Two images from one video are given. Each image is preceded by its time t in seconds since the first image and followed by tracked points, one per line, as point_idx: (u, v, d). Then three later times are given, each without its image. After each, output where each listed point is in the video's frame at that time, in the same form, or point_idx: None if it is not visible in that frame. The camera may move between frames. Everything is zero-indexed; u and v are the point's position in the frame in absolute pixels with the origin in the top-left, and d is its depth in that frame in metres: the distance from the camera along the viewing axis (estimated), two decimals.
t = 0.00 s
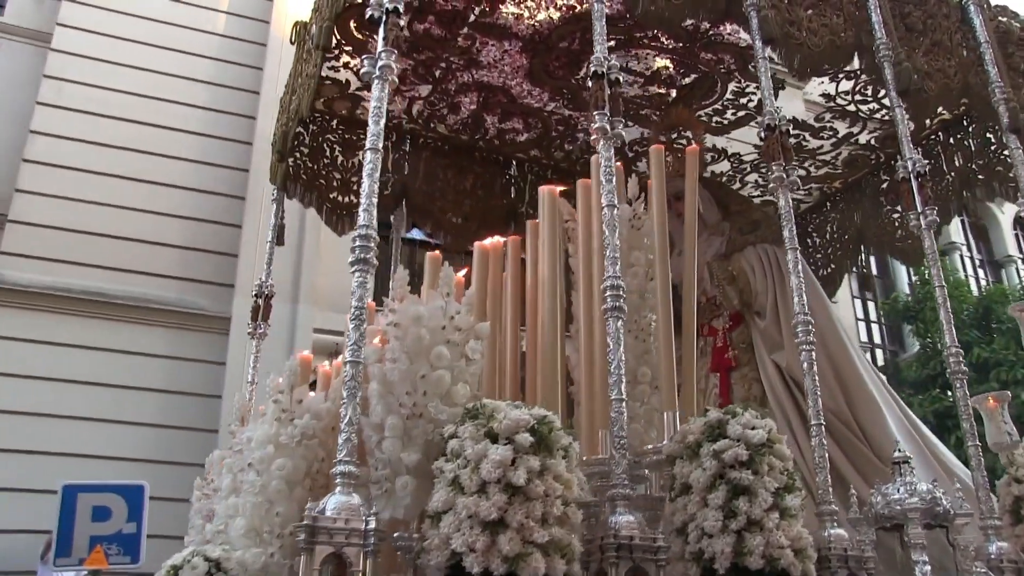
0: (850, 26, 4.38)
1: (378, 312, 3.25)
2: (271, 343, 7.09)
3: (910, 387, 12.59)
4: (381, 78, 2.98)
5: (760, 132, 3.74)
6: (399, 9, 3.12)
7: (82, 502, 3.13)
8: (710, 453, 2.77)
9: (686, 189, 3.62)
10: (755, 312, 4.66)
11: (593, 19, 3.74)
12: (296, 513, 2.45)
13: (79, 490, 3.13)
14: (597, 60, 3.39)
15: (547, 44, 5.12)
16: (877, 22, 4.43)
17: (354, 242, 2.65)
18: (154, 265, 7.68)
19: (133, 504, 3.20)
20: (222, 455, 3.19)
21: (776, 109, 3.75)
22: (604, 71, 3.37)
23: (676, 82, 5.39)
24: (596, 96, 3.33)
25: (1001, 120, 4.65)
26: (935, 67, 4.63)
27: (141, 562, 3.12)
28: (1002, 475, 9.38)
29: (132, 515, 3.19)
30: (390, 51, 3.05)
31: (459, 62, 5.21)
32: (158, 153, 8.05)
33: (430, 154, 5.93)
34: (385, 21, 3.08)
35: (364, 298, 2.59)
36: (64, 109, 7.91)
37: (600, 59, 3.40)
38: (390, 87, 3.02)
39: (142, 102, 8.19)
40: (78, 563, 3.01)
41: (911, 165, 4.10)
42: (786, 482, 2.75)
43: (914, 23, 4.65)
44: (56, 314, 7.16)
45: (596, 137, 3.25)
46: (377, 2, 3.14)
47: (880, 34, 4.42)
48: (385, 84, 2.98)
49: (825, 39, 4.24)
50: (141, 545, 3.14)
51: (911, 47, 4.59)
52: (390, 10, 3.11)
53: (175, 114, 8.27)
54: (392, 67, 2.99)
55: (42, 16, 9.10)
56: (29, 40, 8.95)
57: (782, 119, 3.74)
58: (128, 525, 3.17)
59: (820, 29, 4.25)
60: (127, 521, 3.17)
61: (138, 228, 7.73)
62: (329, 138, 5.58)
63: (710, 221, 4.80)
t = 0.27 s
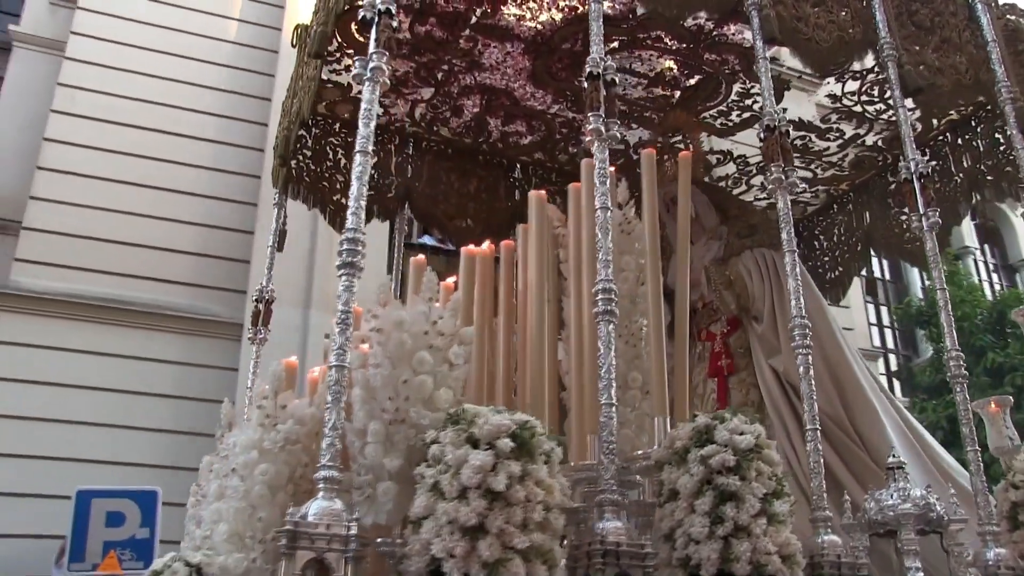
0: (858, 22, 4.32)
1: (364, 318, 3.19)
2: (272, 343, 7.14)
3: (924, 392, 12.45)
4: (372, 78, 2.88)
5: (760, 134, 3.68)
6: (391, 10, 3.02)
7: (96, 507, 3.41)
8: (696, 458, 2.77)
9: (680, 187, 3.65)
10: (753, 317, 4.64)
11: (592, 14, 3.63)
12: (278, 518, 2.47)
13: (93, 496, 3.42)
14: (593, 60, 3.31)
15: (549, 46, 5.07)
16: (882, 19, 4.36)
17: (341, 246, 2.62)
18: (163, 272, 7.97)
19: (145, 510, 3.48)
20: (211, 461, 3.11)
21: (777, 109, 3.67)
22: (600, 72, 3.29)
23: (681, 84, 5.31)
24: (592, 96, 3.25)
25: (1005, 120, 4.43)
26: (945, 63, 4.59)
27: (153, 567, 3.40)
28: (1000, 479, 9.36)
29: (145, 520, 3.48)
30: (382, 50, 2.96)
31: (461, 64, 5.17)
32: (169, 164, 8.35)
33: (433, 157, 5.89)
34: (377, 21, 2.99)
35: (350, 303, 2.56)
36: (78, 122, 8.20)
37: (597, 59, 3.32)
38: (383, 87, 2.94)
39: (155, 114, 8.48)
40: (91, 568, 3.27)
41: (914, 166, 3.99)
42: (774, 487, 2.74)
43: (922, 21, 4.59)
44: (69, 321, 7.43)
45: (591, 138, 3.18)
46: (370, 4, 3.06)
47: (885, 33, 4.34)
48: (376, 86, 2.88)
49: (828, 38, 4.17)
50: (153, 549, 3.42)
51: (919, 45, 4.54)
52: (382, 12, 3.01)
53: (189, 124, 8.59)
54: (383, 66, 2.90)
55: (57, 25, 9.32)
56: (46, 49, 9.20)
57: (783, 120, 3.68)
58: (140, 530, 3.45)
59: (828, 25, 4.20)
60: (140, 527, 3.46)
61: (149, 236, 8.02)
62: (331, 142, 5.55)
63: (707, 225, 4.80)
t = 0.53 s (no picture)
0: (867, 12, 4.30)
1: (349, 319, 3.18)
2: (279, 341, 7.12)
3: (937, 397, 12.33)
4: (360, 78, 2.87)
5: (757, 132, 3.62)
6: (381, 9, 2.98)
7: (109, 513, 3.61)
8: (683, 460, 2.76)
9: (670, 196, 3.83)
10: (750, 319, 4.73)
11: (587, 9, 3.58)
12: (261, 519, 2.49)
13: (107, 502, 3.61)
14: (585, 59, 3.28)
15: (549, 45, 5.03)
16: (883, 15, 4.24)
17: (327, 247, 2.63)
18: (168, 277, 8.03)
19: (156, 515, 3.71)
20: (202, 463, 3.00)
21: (774, 107, 3.62)
22: (593, 70, 3.26)
23: (682, 83, 5.28)
24: (584, 95, 3.22)
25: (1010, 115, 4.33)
26: (954, 55, 4.50)
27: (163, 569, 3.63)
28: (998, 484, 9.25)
29: (156, 526, 3.70)
30: (370, 49, 2.94)
31: (461, 63, 5.16)
32: (179, 173, 8.46)
33: (435, 158, 5.89)
34: (367, 20, 2.95)
35: (335, 304, 2.57)
36: (91, 130, 8.32)
37: (589, 58, 3.29)
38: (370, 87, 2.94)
39: (167, 122, 8.61)
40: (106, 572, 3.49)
41: (913, 165, 3.95)
42: (762, 489, 2.73)
43: (928, 13, 4.54)
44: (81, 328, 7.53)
45: (582, 137, 3.16)
46: (360, 2, 3.02)
47: (885, 29, 4.23)
48: (364, 85, 2.87)
49: (828, 35, 4.13)
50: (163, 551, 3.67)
51: (927, 36, 4.48)
52: (371, 10, 2.97)
53: (202, 131, 8.71)
54: (371, 65, 2.89)
55: (70, 33, 9.43)
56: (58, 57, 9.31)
57: (779, 118, 3.62)
58: (152, 535, 3.67)
59: (835, 14, 4.19)
60: (152, 532, 3.67)
61: (159, 243, 8.10)
62: (333, 142, 5.57)
63: (704, 228, 4.77)
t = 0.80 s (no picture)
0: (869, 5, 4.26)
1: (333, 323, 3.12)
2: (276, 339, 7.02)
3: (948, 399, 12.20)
4: (346, 80, 2.87)
5: (750, 132, 3.59)
6: (367, 10, 2.98)
7: (121, 520, 3.69)
8: (672, 463, 2.74)
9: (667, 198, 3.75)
10: (747, 321, 4.67)
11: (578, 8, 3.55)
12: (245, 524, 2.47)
13: (118, 509, 3.71)
14: (575, 59, 3.27)
15: (546, 46, 5.02)
16: (881, 14, 4.18)
17: (311, 250, 2.62)
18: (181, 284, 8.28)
19: (166, 519, 3.80)
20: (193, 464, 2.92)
21: (768, 108, 3.59)
22: (582, 70, 3.25)
23: (681, 83, 5.24)
24: (573, 96, 3.21)
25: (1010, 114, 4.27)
26: (959, 48, 4.44)
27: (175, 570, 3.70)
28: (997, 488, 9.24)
29: (167, 532, 3.78)
30: (356, 51, 2.94)
31: (458, 66, 5.16)
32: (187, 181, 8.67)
33: (434, 161, 5.88)
34: (353, 22, 2.95)
35: (318, 307, 2.56)
36: (100, 138, 8.50)
37: (579, 58, 3.27)
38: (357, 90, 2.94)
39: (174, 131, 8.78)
40: None
41: (910, 163, 3.91)
42: (752, 493, 2.70)
43: (930, 8, 4.47)
44: (92, 335, 7.75)
45: (571, 138, 3.14)
46: (345, 3, 3.03)
47: (883, 27, 4.18)
48: (349, 87, 2.87)
49: (826, 33, 4.08)
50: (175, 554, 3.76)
51: (932, 30, 4.43)
52: (357, 11, 2.98)
53: (211, 138, 8.90)
54: (357, 68, 2.89)
55: (79, 41, 9.52)
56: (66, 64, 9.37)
57: (772, 117, 3.60)
58: (164, 542, 3.74)
59: (839, 5, 4.14)
60: (164, 539, 3.75)
61: (169, 250, 8.33)
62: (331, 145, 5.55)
63: (701, 230, 4.82)
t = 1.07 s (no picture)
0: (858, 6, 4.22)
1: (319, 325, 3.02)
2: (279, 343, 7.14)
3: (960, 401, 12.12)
4: (331, 81, 2.87)
5: (742, 130, 3.56)
6: (351, 10, 2.97)
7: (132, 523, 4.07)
8: (661, 465, 2.69)
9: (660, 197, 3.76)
10: (746, 321, 4.57)
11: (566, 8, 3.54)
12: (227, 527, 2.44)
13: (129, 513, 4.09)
14: (563, 59, 3.25)
15: (540, 48, 4.99)
16: (876, 12, 4.17)
17: (295, 251, 2.60)
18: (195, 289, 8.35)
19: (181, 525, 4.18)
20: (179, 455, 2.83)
21: (760, 106, 3.55)
22: (570, 70, 3.23)
23: (677, 84, 5.22)
24: (562, 96, 3.19)
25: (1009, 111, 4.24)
26: (952, 47, 4.41)
27: None
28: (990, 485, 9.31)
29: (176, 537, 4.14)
30: (340, 52, 2.93)
31: (453, 68, 5.14)
32: (195, 188, 8.72)
33: (432, 164, 5.86)
34: (336, 23, 2.95)
35: (301, 308, 2.54)
36: (110, 145, 8.57)
37: (568, 57, 3.25)
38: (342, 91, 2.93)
39: (182, 137, 8.84)
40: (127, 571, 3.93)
41: (906, 161, 3.87)
42: (743, 494, 2.65)
43: (924, 8, 4.45)
44: (104, 341, 7.79)
45: (559, 137, 3.12)
46: (330, 4, 2.99)
47: (877, 25, 4.15)
48: (334, 88, 2.87)
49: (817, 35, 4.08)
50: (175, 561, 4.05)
51: (926, 30, 4.42)
52: (342, 12, 2.96)
53: (223, 144, 9.02)
54: (342, 70, 2.88)
55: (89, 49, 9.63)
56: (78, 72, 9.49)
57: (765, 115, 3.56)
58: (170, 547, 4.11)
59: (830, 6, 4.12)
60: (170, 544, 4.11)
61: (179, 256, 8.39)
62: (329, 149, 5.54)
63: (700, 231, 4.80)
